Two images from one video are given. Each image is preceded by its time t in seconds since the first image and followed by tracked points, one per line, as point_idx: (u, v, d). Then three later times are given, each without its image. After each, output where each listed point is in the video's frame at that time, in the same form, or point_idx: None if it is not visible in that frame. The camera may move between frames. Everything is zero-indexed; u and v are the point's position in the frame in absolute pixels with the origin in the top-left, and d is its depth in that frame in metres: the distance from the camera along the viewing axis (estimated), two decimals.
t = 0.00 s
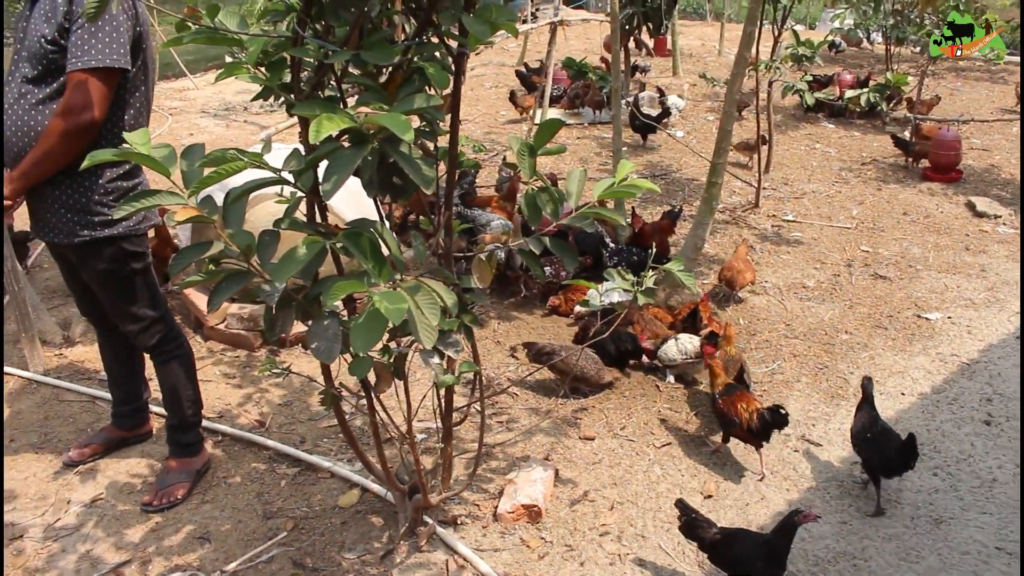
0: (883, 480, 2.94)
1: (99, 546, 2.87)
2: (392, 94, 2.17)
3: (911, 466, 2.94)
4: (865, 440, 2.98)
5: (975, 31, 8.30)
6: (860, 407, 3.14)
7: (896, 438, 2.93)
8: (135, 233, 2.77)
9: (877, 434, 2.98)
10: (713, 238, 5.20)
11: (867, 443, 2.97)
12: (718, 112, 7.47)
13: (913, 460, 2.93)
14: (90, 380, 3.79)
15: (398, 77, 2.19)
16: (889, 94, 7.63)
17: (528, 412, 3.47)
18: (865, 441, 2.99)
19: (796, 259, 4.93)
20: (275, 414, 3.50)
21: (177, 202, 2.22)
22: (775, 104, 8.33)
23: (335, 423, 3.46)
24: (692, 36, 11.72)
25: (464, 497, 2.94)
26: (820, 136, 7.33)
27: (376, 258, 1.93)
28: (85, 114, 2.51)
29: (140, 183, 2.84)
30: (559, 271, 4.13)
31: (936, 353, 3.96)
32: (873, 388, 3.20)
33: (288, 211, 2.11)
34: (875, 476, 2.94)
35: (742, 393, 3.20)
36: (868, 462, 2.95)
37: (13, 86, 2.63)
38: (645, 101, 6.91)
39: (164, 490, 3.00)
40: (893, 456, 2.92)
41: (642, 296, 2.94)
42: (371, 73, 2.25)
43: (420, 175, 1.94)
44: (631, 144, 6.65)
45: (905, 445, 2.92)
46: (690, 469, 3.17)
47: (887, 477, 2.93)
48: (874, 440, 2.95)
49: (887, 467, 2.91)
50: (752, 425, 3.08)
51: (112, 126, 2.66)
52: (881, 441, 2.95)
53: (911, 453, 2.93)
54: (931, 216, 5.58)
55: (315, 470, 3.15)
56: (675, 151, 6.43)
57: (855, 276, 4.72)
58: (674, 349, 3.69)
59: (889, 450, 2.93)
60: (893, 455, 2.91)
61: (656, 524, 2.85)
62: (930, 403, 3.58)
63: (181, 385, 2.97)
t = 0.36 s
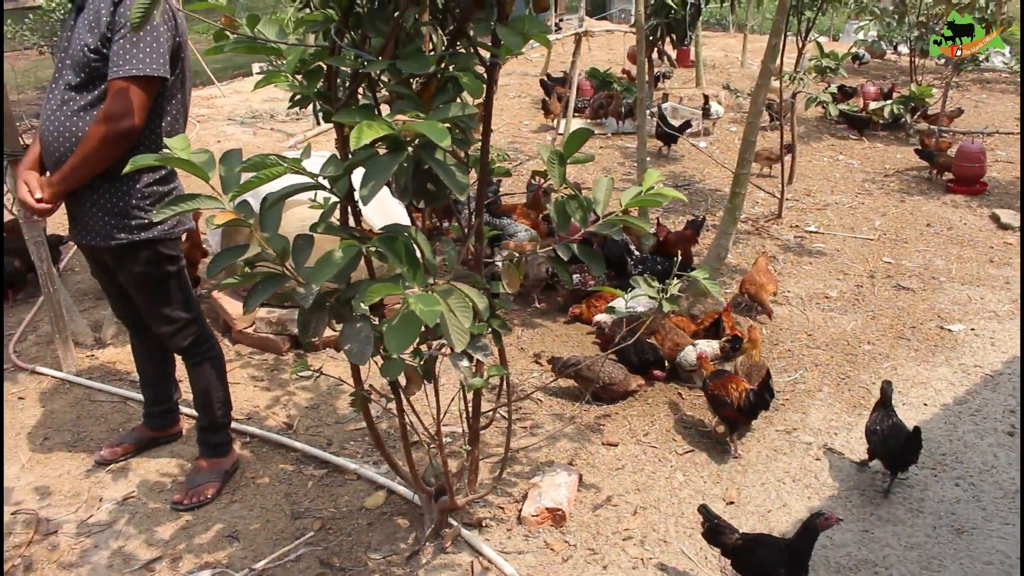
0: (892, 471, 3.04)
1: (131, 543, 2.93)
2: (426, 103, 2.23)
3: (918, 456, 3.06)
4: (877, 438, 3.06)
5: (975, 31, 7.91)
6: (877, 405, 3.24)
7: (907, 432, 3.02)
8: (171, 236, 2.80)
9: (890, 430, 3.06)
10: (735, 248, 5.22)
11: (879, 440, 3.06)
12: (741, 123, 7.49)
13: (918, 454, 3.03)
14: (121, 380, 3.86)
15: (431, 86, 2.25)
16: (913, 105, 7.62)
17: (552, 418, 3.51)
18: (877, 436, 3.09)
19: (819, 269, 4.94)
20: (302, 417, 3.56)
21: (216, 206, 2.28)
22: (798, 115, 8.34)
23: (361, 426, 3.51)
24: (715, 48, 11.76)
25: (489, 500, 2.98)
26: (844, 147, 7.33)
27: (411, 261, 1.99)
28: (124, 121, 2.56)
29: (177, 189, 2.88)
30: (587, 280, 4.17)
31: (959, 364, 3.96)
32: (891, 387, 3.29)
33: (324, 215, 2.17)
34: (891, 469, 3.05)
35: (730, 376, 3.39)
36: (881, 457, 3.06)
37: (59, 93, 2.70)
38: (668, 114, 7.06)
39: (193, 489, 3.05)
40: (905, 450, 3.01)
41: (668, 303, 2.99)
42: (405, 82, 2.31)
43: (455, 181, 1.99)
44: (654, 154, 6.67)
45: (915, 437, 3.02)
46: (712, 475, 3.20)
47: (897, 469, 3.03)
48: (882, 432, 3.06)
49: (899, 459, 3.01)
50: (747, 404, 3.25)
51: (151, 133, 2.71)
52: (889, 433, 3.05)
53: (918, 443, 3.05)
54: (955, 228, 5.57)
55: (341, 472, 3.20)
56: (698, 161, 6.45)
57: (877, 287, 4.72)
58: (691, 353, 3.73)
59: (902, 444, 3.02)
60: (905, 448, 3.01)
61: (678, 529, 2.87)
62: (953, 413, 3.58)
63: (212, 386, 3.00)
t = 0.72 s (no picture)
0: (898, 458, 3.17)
1: (160, 540, 2.99)
2: (456, 111, 2.29)
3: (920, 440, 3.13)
4: (887, 435, 3.14)
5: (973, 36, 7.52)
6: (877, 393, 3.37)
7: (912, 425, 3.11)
8: (204, 240, 2.86)
9: (899, 427, 3.14)
10: (756, 257, 5.25)
11: (890, 437, 3.14)
12: (762, 134, 7.50)
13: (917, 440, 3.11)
14: (150, 381, 3.94)
15: (462, 95, 2.31)
16: (935, 116, 7.61)
17: (573, 423, 3.55)
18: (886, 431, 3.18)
19: (840, 279, 4.95)
20: (328, 419, 3.61)
21: (251, 211, 2.34)
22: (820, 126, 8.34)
23: (385, 428, 3.56)
24: (737, 58, 11.78)
25: (512, 502, 3.02)
26: (865, 158, 7.33)
27: (442, 265, 2.05)
28: (162, 127, 2.63)
29: (210, 194, 2.94)
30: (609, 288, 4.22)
31: (980, 374, 3.96)
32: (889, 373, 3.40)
33: (358, 219, 2.23)
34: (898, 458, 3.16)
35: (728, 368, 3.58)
36: (891, 449, 3.16)
37: (99, 99, 2.78)
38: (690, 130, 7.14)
39: (221, 488, 3.10)
40: (911, 441, 3.12)
41: (691, 310, 3.04)
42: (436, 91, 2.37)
43: (486, 187, 2.05)
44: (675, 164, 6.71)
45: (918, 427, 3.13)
46: (732, 481, 3.22)
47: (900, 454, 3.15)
48: (880, 423, 3.20)
49: (896, 446, 3.13)
50: (742, 389, 3.40)
51: (187, 139, 2.77)
52: (887, 423, 3.19)
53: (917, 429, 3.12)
54: (977, 239, 5.56)
55: (366, 474, 3.25)
56: (719, 171, 6.48)
57: (899, 298, 4.73)
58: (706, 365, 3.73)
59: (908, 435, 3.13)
60: (912, 439, 3.12)
61: (698, 534, 2.90)
62: (974, 423, 3.59)
63: (240, 388, 3.05)
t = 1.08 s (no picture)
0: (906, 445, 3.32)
1: (189, 537, 3.05)
2: (487, 121, 2.35)
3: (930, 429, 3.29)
4: (902, 424, 3.29)
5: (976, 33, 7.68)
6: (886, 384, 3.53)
7: (925, 414, 3.27)
8: (237, 244, 2.93)
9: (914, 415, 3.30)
10: (777, 267, 5.27)
11: (906, 425, 3.28)
12: (784, 144, 7.52)
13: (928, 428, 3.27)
14: (178, 383, 4.01)
15: (493, 105, 2.37)
16: (958, 128, 7.60)
17: (596, 428, 3.58)
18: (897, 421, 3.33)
19: (861, 290, 4.96)
20: (353, 422, 3.67)
21: (285, 216, 2.40)
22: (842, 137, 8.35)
23: (410, 432, 3.60)
24: (758, 69, 11.80)
25: (535, 505, 3.06)
26: (887, 169, 7.33)
27: (473, 269, 2.11)
28: (198, 134, 2.70)
29: (243, 200, 3.02)
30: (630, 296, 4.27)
31: (1002, 385, 3.96)
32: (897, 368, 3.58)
33: (390, 225, 2.29)
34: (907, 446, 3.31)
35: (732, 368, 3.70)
36: (903, 437, 3.30)
37: (139, 106, 2.86)
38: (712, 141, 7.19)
39: (249, 488, 3.16)
40: (923, 429, 3.27)
41: (715, 317, 3.09)
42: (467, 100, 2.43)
43: (517, 194, 2.10)
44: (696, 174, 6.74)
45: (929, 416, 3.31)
46: (753, 487, 3.25)
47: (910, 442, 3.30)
48: (893, 410, 3.35)
49: (908, 433, 3.28)
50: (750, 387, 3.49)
51: (223, 146, 2.84)
52: (899, 410, 3.34)
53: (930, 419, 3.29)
54: (1000, 251, 5.55)
55: (391, 476, 3.30)
56: (741, 182, 6.49)
57: (920, 308, 4.74)
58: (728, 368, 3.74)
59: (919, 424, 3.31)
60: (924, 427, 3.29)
61: (719, 539, 2.93)
62: (995, 433, 3.59)
63: (269, 390, 3.11)
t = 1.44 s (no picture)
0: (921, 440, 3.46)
1: (223, 532, 3.12)
2: (523, 126, 2.41)
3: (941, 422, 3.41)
4: (913, 418, 3.43)
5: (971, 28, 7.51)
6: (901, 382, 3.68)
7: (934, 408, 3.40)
8: (274, 245, 3.00)
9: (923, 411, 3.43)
10: (803, 276, 5.28)
11: (916, 419, 3.42)
12: (809, 154, 7.53)
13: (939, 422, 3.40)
14: (210, 382, 4.09)
15: (528, 110, 2.43)
16: (986, 138, 7.56)
17: (622, 433, 3.62)
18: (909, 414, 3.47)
19: (887, 299, 4.96)
20: (382, 423, 3.72)
21: (324, 218, 2.47)
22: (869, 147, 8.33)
23: (438, 433, 3.65)
24: (784, 79, 11.80)
25: (562, 507, 3.11)
26: (914, 180, 7.30)
27: (510, 271, 2.18)
28: (239, 137, 2.76)
29: (281, 202, 3.08)
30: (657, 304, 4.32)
31: None
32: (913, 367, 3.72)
33: (428, 227, 2.35)
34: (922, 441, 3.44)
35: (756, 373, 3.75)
36: (914, 431, 3.44)
37: (181, 110, 2.94)
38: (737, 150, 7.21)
39: (282, 485, 3.22)
40: (934, 422, 3.39)
41: (743, 322, 3.12)
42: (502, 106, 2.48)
43: (552, 197, 2.17)
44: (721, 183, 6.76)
45: (940, 410, 3.44)
46: (778, 493, 3.27)
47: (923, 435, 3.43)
48: (905, 405, 3.49)
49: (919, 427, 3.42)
50: (777, 391, 3.53)
51: (262, 149, 2.92)
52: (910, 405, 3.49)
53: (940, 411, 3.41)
54: None
55: (421, 476, 3.35)
56: (767, 191, 6.50)
57: (946, 318, 4.73)
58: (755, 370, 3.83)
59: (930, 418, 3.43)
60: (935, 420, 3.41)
61: (744, 542, 2.96)
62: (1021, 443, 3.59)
63: (302, 389, 3.17)
